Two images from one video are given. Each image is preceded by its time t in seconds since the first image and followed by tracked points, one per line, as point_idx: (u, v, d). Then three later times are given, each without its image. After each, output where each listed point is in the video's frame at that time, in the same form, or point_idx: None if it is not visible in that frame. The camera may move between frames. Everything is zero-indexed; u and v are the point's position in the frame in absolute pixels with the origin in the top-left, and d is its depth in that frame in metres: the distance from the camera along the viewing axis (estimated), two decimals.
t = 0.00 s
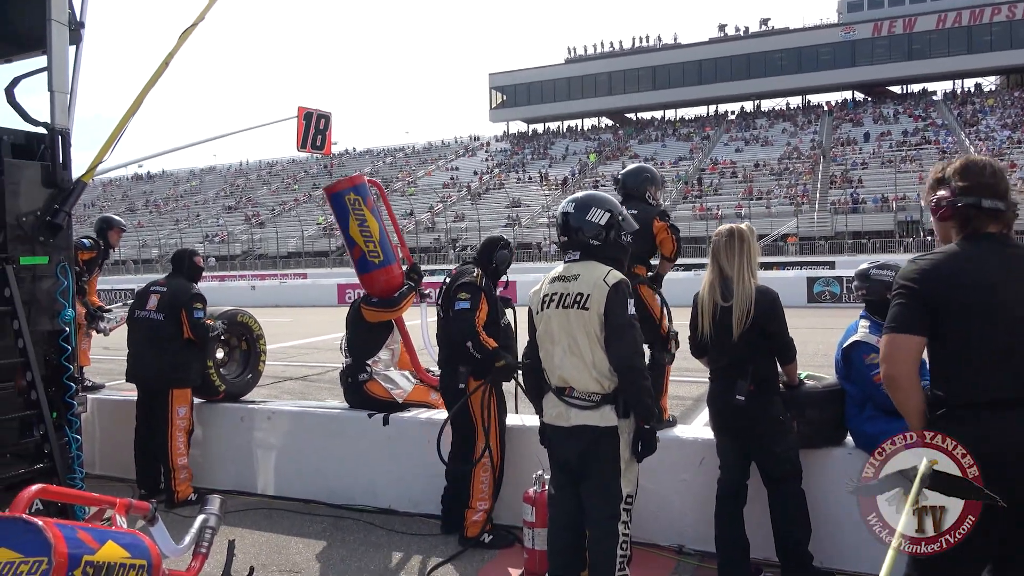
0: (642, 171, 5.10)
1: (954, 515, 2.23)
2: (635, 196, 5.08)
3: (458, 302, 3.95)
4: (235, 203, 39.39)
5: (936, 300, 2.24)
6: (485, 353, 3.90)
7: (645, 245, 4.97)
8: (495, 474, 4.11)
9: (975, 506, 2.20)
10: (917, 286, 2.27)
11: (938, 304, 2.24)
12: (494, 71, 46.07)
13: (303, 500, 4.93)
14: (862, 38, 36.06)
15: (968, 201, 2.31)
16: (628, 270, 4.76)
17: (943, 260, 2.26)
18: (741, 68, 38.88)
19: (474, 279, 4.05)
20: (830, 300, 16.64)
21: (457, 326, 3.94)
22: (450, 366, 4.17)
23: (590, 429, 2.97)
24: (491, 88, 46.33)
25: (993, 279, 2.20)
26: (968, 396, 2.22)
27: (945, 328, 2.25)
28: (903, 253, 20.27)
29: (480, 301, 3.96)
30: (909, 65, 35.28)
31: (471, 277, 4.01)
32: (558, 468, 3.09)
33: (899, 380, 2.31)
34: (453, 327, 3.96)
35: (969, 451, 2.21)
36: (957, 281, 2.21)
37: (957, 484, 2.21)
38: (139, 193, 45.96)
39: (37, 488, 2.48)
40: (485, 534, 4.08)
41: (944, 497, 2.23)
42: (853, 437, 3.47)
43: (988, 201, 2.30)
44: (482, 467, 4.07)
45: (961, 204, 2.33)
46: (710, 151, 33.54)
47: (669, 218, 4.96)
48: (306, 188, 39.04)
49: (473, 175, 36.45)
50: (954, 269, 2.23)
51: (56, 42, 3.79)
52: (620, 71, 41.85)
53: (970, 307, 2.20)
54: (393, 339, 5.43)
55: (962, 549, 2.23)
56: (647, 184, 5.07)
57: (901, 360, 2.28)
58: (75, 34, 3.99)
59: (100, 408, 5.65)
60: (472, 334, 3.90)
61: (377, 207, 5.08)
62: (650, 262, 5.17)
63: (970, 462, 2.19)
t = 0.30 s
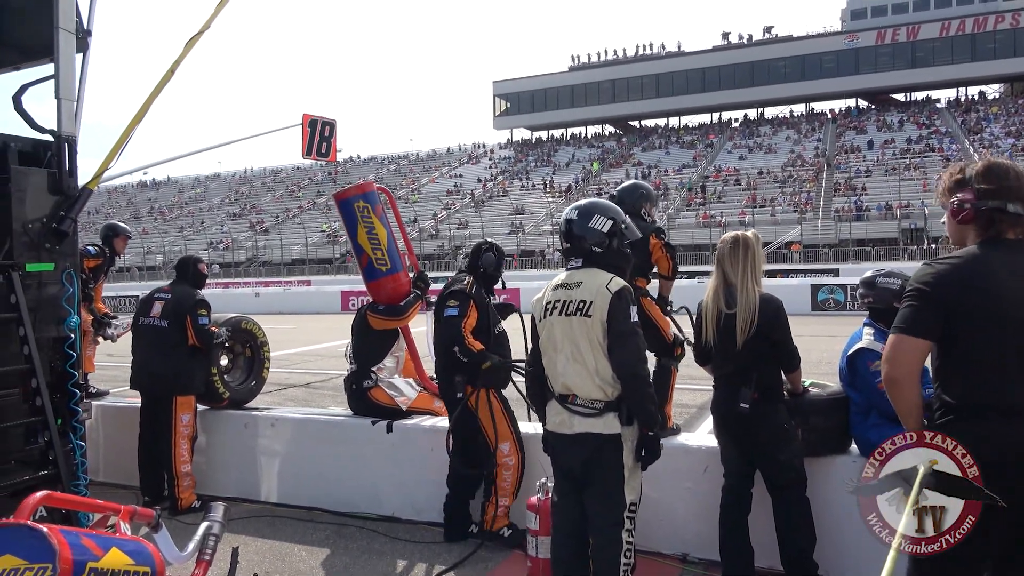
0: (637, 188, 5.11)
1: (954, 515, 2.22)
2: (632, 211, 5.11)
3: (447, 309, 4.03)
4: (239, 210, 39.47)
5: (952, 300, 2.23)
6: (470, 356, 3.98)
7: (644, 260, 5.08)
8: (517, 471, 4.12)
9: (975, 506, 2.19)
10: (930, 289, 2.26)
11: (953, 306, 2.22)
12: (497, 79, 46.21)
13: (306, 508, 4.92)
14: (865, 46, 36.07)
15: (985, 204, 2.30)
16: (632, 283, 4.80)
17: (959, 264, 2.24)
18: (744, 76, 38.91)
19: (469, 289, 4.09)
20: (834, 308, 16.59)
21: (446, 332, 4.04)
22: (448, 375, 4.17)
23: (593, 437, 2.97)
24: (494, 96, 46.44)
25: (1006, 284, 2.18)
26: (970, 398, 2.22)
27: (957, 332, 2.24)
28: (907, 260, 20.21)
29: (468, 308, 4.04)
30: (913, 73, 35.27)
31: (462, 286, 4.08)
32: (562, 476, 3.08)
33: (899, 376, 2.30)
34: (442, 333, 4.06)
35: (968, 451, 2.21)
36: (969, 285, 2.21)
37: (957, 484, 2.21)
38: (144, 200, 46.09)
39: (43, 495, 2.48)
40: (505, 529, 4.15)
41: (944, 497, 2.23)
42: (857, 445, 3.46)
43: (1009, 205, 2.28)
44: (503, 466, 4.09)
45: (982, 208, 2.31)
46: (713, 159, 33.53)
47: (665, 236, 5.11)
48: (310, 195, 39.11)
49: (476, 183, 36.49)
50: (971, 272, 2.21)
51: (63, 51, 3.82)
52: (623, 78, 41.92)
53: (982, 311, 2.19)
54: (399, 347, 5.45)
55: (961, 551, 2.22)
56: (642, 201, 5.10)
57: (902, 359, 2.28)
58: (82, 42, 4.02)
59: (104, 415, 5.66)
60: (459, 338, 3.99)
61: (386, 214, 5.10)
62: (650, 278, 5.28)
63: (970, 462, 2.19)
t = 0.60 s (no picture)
0: (638, 212, 5.34)
1: (955, 516, 2.22)
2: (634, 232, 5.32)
3: (455, 316, 4.02)
4: (243, 215, 39.56)
5: (977, 309, 2.17)
6: (476, 364, 3.96)
7: (645, 277, 5.16)
8: (527, 478, 4.09)
9: (975, 506, 2.19)
10: (948, 296, 2.20)
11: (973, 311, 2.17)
12: (501, 86, 46.35)
13: (309, 512, 4.92)
14: (869, 54, 36.11)
15: (1002, 211, 2.26)
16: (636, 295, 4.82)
17: (977, 269, 2.20)
18: (748, 83, 39.00)
19: (474, 298, 4.10)
20: (838, 315, 16.56)
21: (452, 339, 4.03)
22: (457, 381, 4.18)
23: (595, 442, 2.96)
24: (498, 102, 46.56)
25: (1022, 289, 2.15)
26: (977, 401, 2.21)
27: (977, 339, 2.19)
28: (911, 268, 20.18)
29: (475, 316, 4.04)
30: (917, 81, 35.28)
31: (469, 293, 4.09)
32: (565, 482, 3.08)
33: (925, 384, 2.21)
34: (448, 340, 4.06)
35: (969, 451, 2.22)
36: (991, 293, 2.16)
37: (959, 484, 2.21)
38: (148, 205, 46.25)
39: (47, 499, 2.48)
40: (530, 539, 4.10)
41: (944, 497, 2.24)
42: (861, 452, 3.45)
43: None
44: (514, 472, 4.04)
45: (1001, 215, 2.25)
46: (716, 166, 33.55)
47: (665, 254, 5.22)
48: (314, 201, 39.20)
49: (479, 189, 36.55)
50: (993, 281, 2.17)
51: (69, 57, 3.84)
52: (627, 85, 42.01)
53: (1000, 319, 2.15)
54: (402, 354, 5.45)
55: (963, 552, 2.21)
56: (643, 224, 5.32)
57: (932, 368, 2.19)
58: (88, 47, 4.04)
59: (107, 419, 5.66)
60: (466, 346, 3.99)
61: (389, 219, 5.10)
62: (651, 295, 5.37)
63: (969, 462, 2.20)
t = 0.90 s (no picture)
0: (644, 217, 5.38)
1: (955, 516, 2.23)
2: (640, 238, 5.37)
3: (463, 318, 4.02)
4: (246, 217, 39.65)
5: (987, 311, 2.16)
6: (485, 368, 3.96)
7: (648, 283, 5.18)
8: (533, 479, 4.09)
9: (974, 506, 2.19)
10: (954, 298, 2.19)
11: (983, 317, 2.16)
12: (503, 88, 46.40)
13: (311, 514, 4.92)
14: (871, 55, 36.08)
15: (1003, 211, 2.26)
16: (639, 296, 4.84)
17: (981, 270, 2.19)
18: (750, 84, 38.99)
19: (479, 298, 4.10)
20: (841, 316, 16.53)
21: (460, 342, 4.04)
22: (464, 383, 4.19)
23: (598, 443, 2.96)
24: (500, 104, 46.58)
25: None
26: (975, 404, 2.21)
27: (983, 341, 2.18)
28: (913, 269, 20.16)
29: (483, 318, 4.03)
30: (919, 82, 35.23)
31: (476, 295, 4.09)
32: (568, 483, 3.08)
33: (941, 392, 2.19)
34: (456, 343, 4.06)
35: (969, 451, 2.21)
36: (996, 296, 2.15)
37: (960, 485, 2.21)
38: (151, 207, 46.32)
39: (52, 498, 2.50)
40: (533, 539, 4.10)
41: (945, 497, 2.24)
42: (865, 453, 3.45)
43: None
44: (520, 473, 4.05)
45: (1006, 214, 2.26)
46: (718, 167, 33.56)
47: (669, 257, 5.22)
48: (316, 203, 39.26)
49: (482, 190, 36.56)
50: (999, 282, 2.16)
51: (73, 60, 3.85)
52: (628, 87, 42.03)
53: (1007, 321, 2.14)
54: (406, 353, 5.46)
55: (963, 552, 2.21)
56: (649, 229, 5.36)
57: (937, 372, 2.19)
58: (92, 49, 4.06)
59: (110, 420, 5.68)
60: (474, 349, 3.98)
61: (388, 221, 5.13)
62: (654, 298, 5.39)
63: (970, 463, 2.19)
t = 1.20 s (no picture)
0: (647, 218, 5.37)
1: (954, 515, 2.16)
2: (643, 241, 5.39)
3: (466, 322, 4.03)
4: (248, 220, 39.70)
5: (969, 328, 2.09)
6: (489, 372, 3.97)
7: (650, 285, 5.18)
8: (537, 480, 4.08)
9: (975, 506, 2.12)
10: (934, 308, 2.11)
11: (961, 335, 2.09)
12: (504, 90, 46.42)
13: (314, 516, 4.92)
14: (872, 55, 36.05)
15: (986, 211, 2.19)
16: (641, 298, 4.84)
17: (962, 276, 2.11)
18: (751, 85, 38.99)
19: (481, 300, 4.10)
20: (844, 316, 16.49)
21: (463, 346, 4.03)
22: (467, 386, 4.19)
23: (600, 444, 2.97)
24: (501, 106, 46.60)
25: (1012, 295, 2.07)
26: (967, 409, 2.14)
27: (963, 354, 2.12)
28: (916, 269, 20.12)
29: (486, 321, 4.04)
30: (921, 81, 35.20)
31: (478, 299, 4.08)
32: (569, 484, 3.08)
33: (909, 405, 2.14)
34: (460, 347, 4.05)
35: (968, 451, 2.15)
36: (973, 306, 2.08)
37: (958, 484, 2.15)
38: (153, 210, 46.39)
39: (54, 502, 2.50)
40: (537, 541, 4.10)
41: (944, 497, 2.17)
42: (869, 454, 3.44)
43: (1013, 211, 2.18)
44: (524, 474, 4.04)
45: (992, 214, 2.18)
46: (720, 168, 33.56)
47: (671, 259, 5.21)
48: (318, 205, 39.30)
49: (484, 192, 36.58)
50: (982, 290, 2.08)
51: (75, 64, 3.85)
52: (630, 88, 42.04)
53: (993, 332, 2.08)
54: (408, 355, 5.45)
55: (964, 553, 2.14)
56: (651, 230, 5.35)
57: (911, 390, 2.13)
58: (94, 54, 4.07)
59: (113, 424, 5.69)
60: (477, 352, 3.98)
61: (385, 224, 5.12)
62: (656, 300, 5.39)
63: (970, 463, 2.12)
